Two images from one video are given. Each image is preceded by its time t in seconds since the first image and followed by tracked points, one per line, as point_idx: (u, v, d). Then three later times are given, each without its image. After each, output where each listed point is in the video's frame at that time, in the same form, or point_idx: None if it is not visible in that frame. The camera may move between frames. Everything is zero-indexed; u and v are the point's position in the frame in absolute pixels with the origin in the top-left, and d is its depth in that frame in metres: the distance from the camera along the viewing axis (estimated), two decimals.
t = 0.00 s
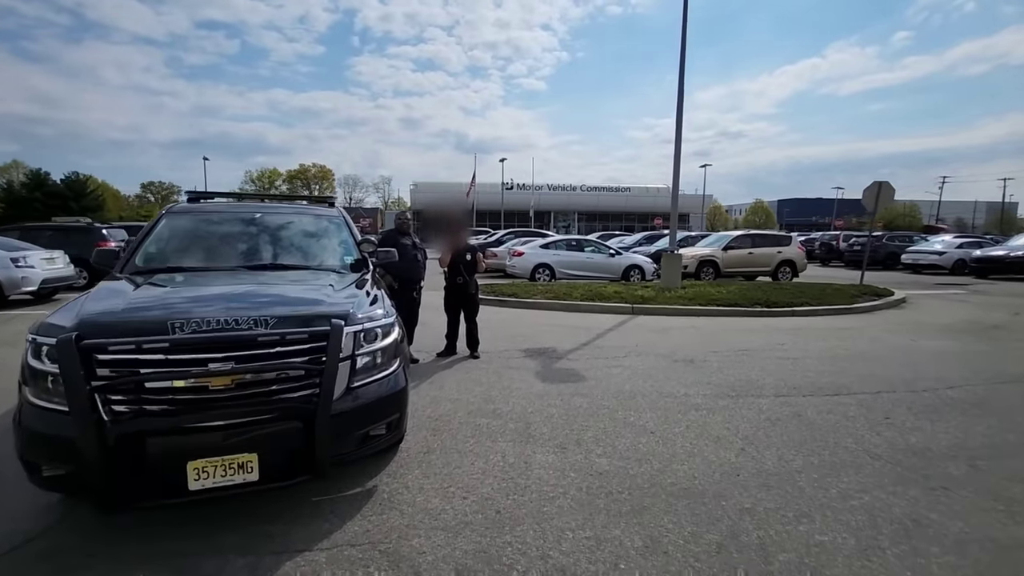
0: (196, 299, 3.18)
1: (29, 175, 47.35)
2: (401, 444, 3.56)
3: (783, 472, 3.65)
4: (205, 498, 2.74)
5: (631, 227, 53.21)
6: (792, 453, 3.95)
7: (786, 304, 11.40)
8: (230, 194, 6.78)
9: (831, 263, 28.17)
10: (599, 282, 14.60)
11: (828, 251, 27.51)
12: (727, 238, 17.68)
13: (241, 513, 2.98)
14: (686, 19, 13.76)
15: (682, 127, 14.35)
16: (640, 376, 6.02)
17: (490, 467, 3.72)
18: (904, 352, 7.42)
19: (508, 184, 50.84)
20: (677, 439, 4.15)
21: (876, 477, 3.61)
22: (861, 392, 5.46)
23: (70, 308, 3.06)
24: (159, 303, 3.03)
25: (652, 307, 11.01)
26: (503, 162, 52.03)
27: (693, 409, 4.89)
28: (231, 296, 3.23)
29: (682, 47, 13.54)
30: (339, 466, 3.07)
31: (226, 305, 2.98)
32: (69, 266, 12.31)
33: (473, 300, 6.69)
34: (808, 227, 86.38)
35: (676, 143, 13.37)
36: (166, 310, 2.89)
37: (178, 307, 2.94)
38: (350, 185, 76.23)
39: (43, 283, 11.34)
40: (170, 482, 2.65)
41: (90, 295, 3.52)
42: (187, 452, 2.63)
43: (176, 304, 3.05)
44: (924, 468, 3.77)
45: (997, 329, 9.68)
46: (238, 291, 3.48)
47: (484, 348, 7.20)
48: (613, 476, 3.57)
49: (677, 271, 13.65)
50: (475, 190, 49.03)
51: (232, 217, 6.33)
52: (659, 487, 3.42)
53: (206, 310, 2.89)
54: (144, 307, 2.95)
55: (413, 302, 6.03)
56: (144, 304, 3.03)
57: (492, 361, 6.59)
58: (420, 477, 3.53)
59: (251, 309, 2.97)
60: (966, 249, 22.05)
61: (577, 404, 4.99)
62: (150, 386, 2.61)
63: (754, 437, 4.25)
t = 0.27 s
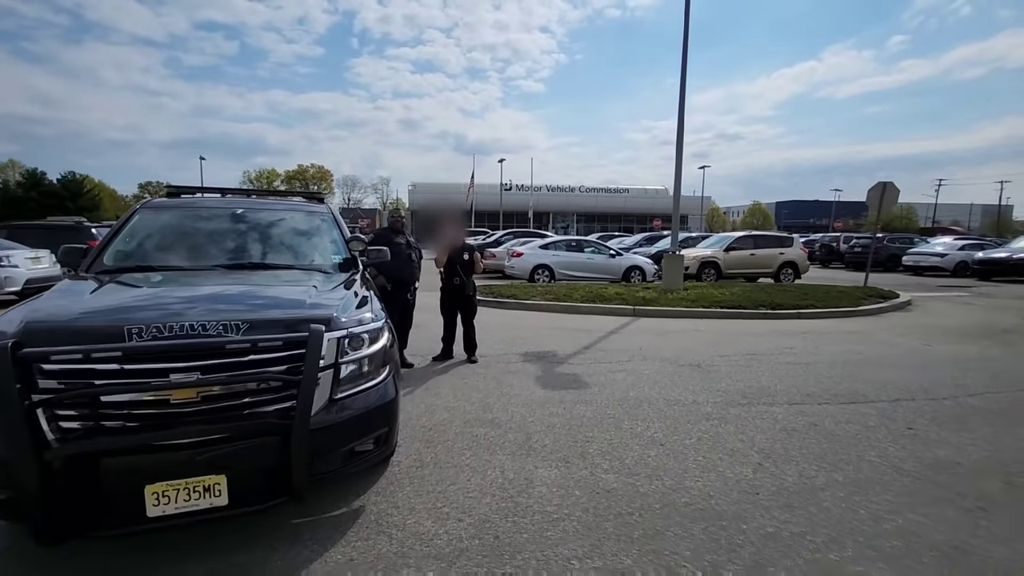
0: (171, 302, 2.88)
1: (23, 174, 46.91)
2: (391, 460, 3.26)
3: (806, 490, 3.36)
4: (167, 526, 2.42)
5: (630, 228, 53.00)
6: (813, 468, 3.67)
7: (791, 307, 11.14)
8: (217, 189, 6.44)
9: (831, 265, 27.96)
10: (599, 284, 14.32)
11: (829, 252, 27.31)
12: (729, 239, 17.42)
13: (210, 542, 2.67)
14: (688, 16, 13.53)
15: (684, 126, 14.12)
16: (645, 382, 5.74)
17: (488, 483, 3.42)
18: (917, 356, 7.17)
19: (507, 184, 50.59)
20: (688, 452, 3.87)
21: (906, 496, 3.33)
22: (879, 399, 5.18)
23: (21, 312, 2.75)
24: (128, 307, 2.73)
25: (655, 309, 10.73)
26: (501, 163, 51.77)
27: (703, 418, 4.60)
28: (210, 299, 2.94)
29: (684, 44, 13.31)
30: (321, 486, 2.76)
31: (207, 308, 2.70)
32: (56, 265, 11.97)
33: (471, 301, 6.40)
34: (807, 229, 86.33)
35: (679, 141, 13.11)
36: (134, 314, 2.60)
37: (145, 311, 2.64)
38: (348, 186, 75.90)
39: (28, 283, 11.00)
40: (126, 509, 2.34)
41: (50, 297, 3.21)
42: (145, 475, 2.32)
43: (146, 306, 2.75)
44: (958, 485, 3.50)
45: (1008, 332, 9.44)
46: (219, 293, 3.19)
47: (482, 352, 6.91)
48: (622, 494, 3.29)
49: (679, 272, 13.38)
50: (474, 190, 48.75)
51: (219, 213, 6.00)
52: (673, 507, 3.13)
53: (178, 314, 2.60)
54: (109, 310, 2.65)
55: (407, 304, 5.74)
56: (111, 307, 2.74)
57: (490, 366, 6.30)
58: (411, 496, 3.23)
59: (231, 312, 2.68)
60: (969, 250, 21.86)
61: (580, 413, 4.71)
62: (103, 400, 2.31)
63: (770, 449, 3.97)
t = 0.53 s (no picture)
0: (156, 312, 2.62)
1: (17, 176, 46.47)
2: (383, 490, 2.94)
3: (837, 521, 3.08)
4: None
5: (628, 232, 52.82)
6: (842, 495, 3.38)
7: (797, 313, 10.89)
8: (202, 191, 6.06)
9: (831, 270, 27.78)
10: (600, 289, 14.05)
11: (829, 257, 27.13)
12: (730, 244, 17.19)
13: None
14: (690, 17, 13.33)
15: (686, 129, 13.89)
16: (653, 395, 5.45)
17: (488, 514, 3.12)
18: (933, 366, 6.90)
19: (505, 188, 50.43)
20: (705, 477, 3.58)
21: (946, 527, 3.05)
22: (901, 415, 4.91)
23: None
24: (109, 318, 2.47)
25: (658, 315, 10.47)
26: (499, 166, 51.56)
27: (718, 437, 4.32)
28: (198, 310, 2.68)
29: (687, 46, 13.09)
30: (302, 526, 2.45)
31: (195, 321, 2.43)
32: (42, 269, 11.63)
33: (469, 310, 6.11)
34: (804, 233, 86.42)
35: (681, 144, 12.89)
36: (111, 327, 2.33)
37: (120, 324, 2.36)
38: (346, 189, 75.60)
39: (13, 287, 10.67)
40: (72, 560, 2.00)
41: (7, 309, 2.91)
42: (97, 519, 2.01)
43: (128, 318, 2.49)
44: (999, 514, 3.21)
45: (1020, 341, 9.19)
46: (209, 303, 2.92)
47: (481, 362, 6.61)
48: (636, 527, 2.99)
49: (682, 277, 13.12)
50: (471, 193, 48.50)
51: (206, 215, 5.62)
52: (693, 543, 2.83)
53: (160, 327, 2.33)
54: (87, 322, 2.38)
55: (402, 313, 5.45)
56: (89, 318, 2.47)
57: (490, 378, 6.00)
58: (405, 530, 2.93)
59: (221, 325, 2.41)
60: (971, 256, 21.68)
61: (587, 431, 4.41)
62: (52, 431, 2.01)
63: (793, 472, 3.69)
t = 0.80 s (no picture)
0: (142, 323, 2.42)
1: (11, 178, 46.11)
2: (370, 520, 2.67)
3: (864, 550, 2.84)
4: None
5: (626, 234, 52.66)
6: (866, 519, 3.15)
7: (801, 317, 10.67)
8: (189, 194, 5.75)
9: (831, 272, 27.59)
10: (600, 293, 13.82)
11: (829, 260, 26.95)
12: (731, 247, 16.98)
13: None
14: (691, 17, 13.14)
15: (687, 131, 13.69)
16: (658, 406, 5.21)
17: (485, 543, 2.87)
18: (945, 374, 6.68)
19: (503, 190, 50.25)
20: (718, 500, 3.34)
21: (982, 556, 2.81)
22: (919, 428, 4.68)
23: None
24: (95, 330, 2.28)
25: (659, 320, 10.24)
26: (497, 169, 51.40)
27: (728, 453, 4.08)
28: (186, 321, 2.48)
29: (687, 46, 12.90)
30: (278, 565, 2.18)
31: (184, 335, 2.24)
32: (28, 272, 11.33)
33: (466, 316, 5.87)
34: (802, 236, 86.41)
35: (682, 146, 12.70)
36: (66, 344, 2.09)
37: (76, 341, 2.12)
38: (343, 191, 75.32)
39: None
40: None
41: None
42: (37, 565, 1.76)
43: (110, 330, 2.29)
44: None
45: None
46: (197, 312, 2.72)
47: (479, 371, 6.37)
48: (646, 558, 2.74)
49: (683, 281, 12.91)
50: (469, 196, 48.30)
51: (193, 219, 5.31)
52: None
53: (145, 342, 2.14)
54: (39, 339, 2.14)
55: (394, 321, 5.20)
56: (58, 332, 2.26)
57: (489, 387, 5.76)
58: (394, 563, 2.67)
59: (214, 341, 2.23)
60: (972, 258, 21.52)
61: (591, 447, 4.17)
62: None
63: (811, 493, 3.45)
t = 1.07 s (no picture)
0: (113, 328, 2.22)
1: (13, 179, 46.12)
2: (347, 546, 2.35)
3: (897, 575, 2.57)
4: None
5: (629, 234, 52.20)
6: (896, 539, 2.89)
7: (810, 317, 10.38)
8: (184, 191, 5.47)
9: (838, 272, 27.17)
10: (603, 293, 13.55)
11: (836, 259, 26.57)
12: (737, 246, 16.68)
13: None
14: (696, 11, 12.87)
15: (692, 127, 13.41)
16: (665, 412, 4.95)
17: (478, 566, 2.61)
18: (965, 376, 6.39)
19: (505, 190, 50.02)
20: (733, 517, 3.08)
21: None
22: (944, 435, 4.39)
23: None
24: (92, 329, 2.19)
25: (664, 321, 9.97)
26: (500, 168, 51.16)
27: (741, 463, 3.82)
28: (188, 323, 2.35)
29: (692, 40, 12.62)
30: None
31: (179, 339, 2.11)
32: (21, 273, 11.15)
33: (464, 317, 5.62)
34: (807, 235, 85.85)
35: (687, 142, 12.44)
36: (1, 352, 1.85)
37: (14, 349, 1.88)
38: (345, 192, 75.21)
39: None
40: None
41: None
42: None
43: (107, 330, 2.19)
44: None
45: None
46: (161, 316, 2.47)
47: (477, 374, 6.12)
48: None
49: (688, 281, 12.63)
50: (471, 196, 48.05)
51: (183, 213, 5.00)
52: None
53: (139, 344, 2.01)
54: None
55: (387, 322, 4.95)
56: None
57: (487, 391, 5.51)
58: None
59: (204, 345, 2.08)
60: (983, 257, 21.14)
61: (595, 456, 3.91)
62: None
63: (833, 509, 3.18)
